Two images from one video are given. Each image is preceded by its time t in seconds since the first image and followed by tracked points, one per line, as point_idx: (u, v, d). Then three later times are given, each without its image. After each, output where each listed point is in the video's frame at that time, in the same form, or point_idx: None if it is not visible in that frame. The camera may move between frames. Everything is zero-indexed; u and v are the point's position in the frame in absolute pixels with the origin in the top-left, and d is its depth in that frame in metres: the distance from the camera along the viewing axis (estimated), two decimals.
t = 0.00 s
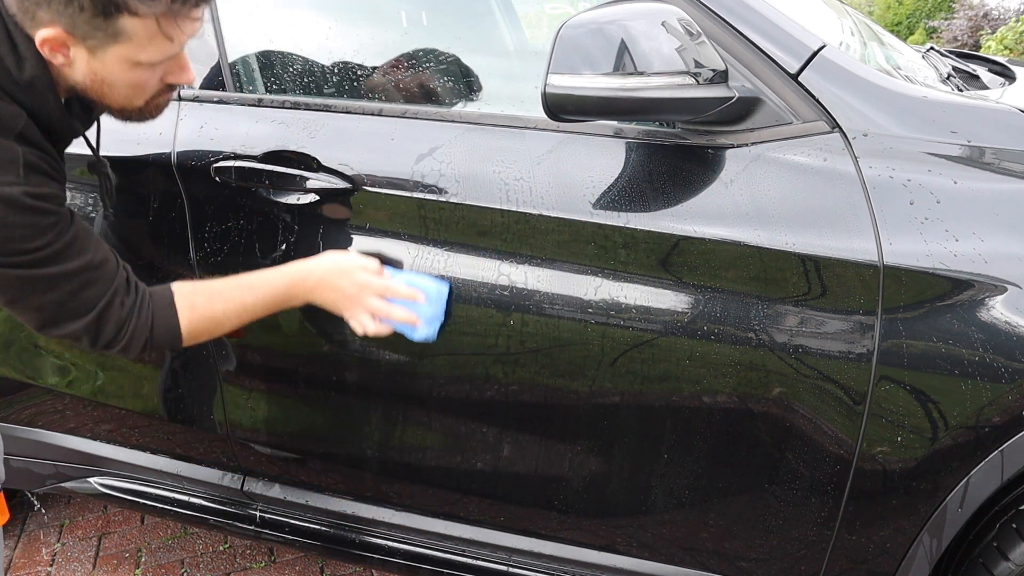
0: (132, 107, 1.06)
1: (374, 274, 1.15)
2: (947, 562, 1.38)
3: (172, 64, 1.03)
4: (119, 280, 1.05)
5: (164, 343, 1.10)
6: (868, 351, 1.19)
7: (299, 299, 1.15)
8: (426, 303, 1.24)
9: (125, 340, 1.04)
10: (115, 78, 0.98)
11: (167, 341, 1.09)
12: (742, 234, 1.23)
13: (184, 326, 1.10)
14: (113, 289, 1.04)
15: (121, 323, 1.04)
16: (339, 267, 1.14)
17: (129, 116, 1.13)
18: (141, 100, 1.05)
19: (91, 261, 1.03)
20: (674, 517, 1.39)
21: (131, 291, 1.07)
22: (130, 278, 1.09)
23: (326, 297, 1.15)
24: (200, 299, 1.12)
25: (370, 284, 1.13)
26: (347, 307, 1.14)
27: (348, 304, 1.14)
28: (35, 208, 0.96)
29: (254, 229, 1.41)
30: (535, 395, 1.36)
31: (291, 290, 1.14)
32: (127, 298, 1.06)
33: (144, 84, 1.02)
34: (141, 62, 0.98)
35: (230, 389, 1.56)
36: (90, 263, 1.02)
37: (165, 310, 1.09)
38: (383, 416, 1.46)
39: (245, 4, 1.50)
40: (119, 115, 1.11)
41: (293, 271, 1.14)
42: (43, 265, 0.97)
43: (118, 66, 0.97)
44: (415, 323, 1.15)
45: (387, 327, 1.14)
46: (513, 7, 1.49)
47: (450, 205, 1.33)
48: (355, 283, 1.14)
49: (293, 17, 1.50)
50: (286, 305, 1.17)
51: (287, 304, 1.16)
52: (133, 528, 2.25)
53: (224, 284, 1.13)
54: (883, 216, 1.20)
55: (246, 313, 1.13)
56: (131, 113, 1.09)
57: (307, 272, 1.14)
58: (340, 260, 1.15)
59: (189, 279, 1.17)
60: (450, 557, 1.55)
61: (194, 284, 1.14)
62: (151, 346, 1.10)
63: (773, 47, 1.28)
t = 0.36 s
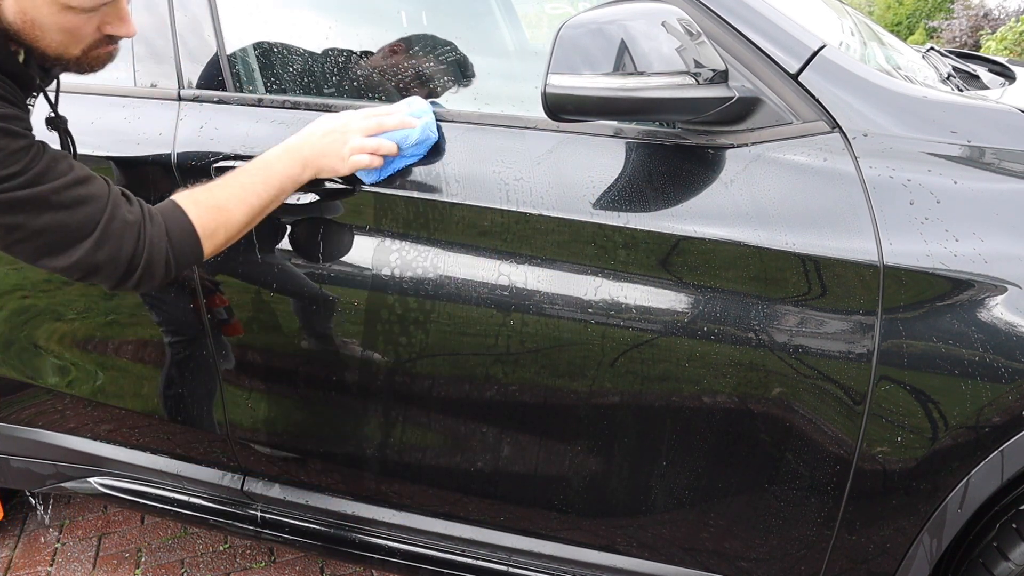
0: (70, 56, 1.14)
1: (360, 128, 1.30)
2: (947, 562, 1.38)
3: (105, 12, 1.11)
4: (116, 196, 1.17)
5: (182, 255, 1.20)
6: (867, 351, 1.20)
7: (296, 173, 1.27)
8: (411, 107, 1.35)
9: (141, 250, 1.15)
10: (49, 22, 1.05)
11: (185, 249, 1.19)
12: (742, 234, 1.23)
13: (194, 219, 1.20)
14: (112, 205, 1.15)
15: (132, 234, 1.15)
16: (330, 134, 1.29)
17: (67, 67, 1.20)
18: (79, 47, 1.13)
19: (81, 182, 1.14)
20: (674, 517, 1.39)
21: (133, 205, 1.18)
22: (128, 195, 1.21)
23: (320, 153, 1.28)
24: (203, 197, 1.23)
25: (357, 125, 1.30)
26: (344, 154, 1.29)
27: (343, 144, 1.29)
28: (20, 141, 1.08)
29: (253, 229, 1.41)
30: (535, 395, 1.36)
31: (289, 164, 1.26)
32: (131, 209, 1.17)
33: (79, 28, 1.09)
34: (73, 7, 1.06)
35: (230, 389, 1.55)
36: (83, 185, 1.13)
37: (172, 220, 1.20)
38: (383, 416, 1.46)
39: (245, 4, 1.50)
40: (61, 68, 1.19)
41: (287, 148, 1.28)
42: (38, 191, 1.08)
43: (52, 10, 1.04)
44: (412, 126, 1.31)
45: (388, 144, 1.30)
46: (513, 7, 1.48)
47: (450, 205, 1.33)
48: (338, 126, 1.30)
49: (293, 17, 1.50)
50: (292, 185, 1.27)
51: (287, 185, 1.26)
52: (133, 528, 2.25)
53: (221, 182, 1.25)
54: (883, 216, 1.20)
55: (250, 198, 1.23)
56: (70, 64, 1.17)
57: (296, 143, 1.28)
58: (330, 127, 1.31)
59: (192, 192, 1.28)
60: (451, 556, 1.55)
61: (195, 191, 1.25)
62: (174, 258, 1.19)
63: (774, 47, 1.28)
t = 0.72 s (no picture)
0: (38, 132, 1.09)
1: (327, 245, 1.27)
2: (947, 562, 1.37)
3: (82, 101, 1.07)
4: (75, 272, 1.17)
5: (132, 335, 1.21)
6: (868, 351, 1.19)
7: (261, 290, 1.25)
8: (376, 219, 1.32)
9: (94, 329, 1.16)
10: (21, 109, 1.01)
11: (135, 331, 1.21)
12: (742, 234, 1.23)
13: (149, 311, 1.22)
14: (71, 281, 1.15)
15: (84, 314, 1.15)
16: (300, 243, 1.26)
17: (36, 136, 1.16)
18: (50, 129, 1.08)
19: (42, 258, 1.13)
20: (674, 517, 1.39)
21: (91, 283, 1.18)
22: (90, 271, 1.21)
23: (287, 271, 1.25)
24: (166, 288, 1.25)
25: (322, 244, 1.26)
26: (308, 277, 1.26)
27: (309, 266, 1.26)
28: None
29: (253, 229, 1.41)
30: (535, 395, 1.36)
31: (255, 280, 1.24)
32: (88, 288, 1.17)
33: (53, 115, 1.05)
34: (47, 99, 1.01)
35: (230, 389, 1.55)
36: (48, 264, 1.13)
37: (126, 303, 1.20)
38: (383, 416, 1.46)
39: (245, 3, 1.50)
40: (28, 136, 1.15)
41: (258, 260, 1.26)
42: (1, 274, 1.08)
43: (26, 100, 1.00)
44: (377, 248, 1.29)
45: (353, 269, 1.28)
46: (513, 7, 1.50)
47: (450, 205, 1.33)
48: (304, 244, 1.26)
49: (294, 17, 1.50)
50: (252, 298, 1.26)
51: (249, 297, 1.26)
52: (133, 528, 2.25)
53: (189, 275, 1.26)
54: (883, 216, 1.20)
55: (209, 300, 1.24)
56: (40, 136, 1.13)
57: (266, 255, 1.26)
58: (304, 236, 1.27)
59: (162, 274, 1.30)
60: (451, 556, 1.55)
61: (163, 277, 1.27)
62: (121, 336, 1.21)
63: (773, 47, 1.28)
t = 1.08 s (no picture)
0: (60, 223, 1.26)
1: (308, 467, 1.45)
2: (947, 562, 1.37)
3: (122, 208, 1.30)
4: (85, 359, 1.32)
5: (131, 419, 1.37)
6: (867, 351, 1.20)
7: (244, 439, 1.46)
8: (359, 454, 1.48)
9: (90, 411, 1.31)
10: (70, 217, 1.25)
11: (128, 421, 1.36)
12: (742, 234, 1.23)
13: (145, 417, 1.38)
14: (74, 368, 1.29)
15: (81, 396, 1.30)
16: (292, 434, 1.43)
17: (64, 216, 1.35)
18: (85, 224, 1.29)
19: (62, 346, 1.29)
20: (673, 517, 1.39)
21: (97, 369, 1.33)
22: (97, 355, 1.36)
23: (272, 448, 1.45)
24: (166, 403, 1.42)
25: (309, 458, 1.43)
26: (291, 457, 1.43)
27: (292, 455, 1.43)
28: (1, 304, 1.22)
29: (253, 229, 1.41)
30: (534, 396, 1.36)
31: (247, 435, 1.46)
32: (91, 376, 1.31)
33: (92, 218, 1.28)
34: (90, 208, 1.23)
35: (230, 389, 1.55)
36: (63, 346, 1.29)
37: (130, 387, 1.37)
38: (383, 416, 1.47)
39: (245, 4, 1.50)
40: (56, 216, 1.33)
41: (218, 413, 1.44)
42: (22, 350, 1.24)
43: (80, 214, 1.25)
44: (348, 472, 1.47)
45: (323, 475, 1.48)
46: (513, 7, 1.52)
47: (450, 205, 1.33)
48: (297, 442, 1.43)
49: (294, 17, 1.50)
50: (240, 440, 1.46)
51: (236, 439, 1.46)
52: (133, 528, 2.25)
53: (192, 399, 1.45)
54: (883, 216, 1.20)
55: (202, 433, 1.44)
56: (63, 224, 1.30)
57: (225, 416, 1.44)
58: (289, 420, 1.44)
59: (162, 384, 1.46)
60: (451, 556, 1.55)
61: (169, 391, 1.44)
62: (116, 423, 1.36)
63: (773, 47, 1.28)
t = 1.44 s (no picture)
0: (51, 143, 1.23)
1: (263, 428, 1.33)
2: (947, 562, 1.37)
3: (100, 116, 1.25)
4: (46, 322, 1.24)
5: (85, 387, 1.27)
6: (868, 351, 1.19)
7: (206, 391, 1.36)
8: (315, 438, 1.45)
9: (43, 376, 1.22)
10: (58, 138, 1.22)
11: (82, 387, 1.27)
12: (742, 234, 1.23)
13: (100, 380, 1.28)
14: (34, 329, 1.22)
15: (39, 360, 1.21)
16: (260, 382, 1.33)
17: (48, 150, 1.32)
18: (72, 142, 1.26)
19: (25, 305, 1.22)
20: (673, 517, 1.39)
21: (55, 336, 1.25)
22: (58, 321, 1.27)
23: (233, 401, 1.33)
24: (124, 365, 1.31)
25: (263, 409, 1.31)
26: (252, 418, 1.33)
27: (254, 419, 1.33)
28: None
29: (252, 229, 1.41)
30: (534, 396, 1.36)
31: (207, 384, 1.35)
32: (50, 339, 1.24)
33: (77, 134, 1.24)
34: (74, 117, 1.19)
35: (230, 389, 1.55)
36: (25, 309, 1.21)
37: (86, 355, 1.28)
38: (382, 416, 1.46)
39: (245, 3, 1.50)
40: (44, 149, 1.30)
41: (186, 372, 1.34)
42: None
43: (64, 131, 1.21)
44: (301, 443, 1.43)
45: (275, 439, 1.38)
46: (512, 7, 1.50)
47: (450, 205, 1.33)
48: (263, 400, 1.32)
49: (294, 17, 1.50)
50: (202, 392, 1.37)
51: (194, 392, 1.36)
52: (133, 528, 2.25)
53: (151, 358, 1.34)
54: (883, 216, 1.20)
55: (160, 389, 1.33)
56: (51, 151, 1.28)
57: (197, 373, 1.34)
58: (257, 382, 1.33)
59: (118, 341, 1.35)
60: (451, 556, 1.55)
61: (125, 350, 1.33)
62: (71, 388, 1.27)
63: (773, 47, 1.28)
